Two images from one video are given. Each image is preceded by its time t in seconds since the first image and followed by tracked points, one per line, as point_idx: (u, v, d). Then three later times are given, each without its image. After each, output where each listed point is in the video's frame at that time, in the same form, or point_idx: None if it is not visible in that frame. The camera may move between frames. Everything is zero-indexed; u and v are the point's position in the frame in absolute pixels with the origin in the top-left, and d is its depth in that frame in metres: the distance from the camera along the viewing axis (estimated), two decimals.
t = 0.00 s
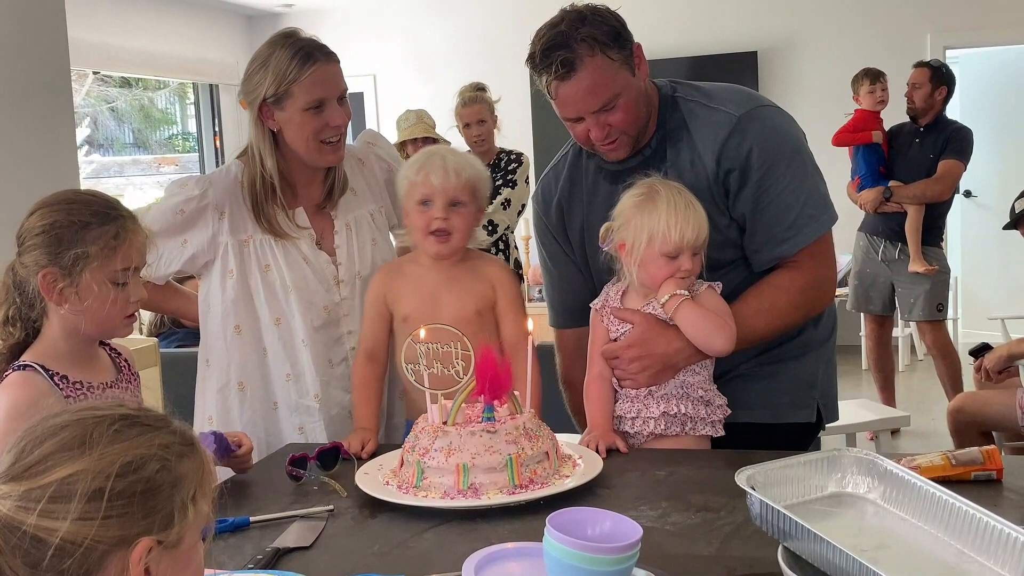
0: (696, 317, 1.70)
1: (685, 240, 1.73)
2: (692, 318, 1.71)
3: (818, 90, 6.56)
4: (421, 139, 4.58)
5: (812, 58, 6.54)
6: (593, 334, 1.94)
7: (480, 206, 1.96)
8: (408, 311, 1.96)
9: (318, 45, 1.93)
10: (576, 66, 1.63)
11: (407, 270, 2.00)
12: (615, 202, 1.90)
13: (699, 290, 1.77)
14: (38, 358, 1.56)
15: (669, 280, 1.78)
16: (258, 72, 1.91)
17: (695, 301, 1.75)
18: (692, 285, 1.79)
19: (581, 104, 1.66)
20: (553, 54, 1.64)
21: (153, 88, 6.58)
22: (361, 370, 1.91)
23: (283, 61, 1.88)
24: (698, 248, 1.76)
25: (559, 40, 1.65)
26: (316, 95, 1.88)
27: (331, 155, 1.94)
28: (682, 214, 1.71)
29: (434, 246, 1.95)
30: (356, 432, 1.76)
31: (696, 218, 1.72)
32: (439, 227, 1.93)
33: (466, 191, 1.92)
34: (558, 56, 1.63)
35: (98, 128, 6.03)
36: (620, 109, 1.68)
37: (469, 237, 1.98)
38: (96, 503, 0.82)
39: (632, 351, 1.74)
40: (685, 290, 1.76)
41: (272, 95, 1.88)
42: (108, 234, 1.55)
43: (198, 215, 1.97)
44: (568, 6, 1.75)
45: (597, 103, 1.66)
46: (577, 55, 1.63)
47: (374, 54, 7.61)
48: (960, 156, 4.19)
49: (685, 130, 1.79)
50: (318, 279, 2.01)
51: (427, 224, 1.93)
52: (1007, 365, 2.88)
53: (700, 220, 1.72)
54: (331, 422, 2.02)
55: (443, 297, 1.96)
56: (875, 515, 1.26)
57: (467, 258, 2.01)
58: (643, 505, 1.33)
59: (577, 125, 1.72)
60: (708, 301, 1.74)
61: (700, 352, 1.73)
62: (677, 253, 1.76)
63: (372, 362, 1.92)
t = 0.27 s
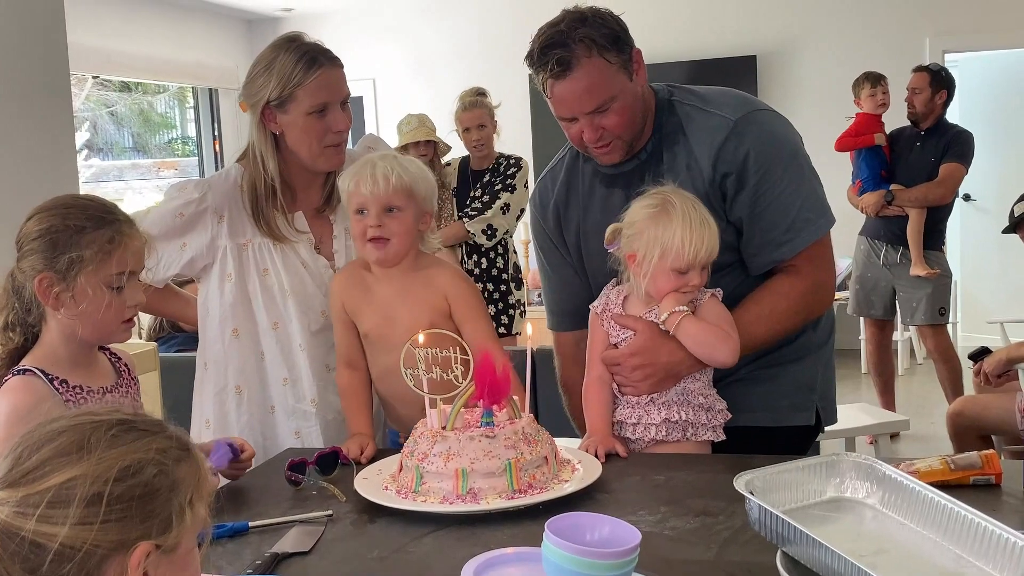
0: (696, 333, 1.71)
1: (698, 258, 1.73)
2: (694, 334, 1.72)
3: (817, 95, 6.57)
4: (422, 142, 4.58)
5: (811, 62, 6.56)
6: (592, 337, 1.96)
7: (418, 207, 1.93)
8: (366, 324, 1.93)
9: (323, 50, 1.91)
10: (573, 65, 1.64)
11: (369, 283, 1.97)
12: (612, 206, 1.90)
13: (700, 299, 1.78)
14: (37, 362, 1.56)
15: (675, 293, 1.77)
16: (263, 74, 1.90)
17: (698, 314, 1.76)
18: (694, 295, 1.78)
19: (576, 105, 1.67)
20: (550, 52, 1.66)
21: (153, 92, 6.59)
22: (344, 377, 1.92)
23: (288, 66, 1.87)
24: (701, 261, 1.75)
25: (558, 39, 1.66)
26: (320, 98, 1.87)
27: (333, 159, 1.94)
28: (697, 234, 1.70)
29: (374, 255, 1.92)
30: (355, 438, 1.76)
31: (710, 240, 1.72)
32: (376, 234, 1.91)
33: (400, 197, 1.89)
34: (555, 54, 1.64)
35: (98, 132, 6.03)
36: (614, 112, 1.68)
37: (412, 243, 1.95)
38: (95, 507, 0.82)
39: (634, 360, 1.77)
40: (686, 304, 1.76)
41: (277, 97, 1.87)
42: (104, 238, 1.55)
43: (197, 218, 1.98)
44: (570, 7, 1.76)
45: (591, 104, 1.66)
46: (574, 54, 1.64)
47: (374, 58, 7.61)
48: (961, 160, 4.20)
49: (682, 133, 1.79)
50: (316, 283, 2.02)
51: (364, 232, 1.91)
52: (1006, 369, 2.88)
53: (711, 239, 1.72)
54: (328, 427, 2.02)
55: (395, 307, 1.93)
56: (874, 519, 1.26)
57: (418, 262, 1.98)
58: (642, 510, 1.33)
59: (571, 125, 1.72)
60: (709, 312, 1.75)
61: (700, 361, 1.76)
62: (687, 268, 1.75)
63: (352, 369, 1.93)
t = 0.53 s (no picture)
0: (702, 343, 1.70)
1: (707, 271, 1.74)
2: (698, 344, 1.71)
3: (817, 98, 6.58)
4: (429, 146, 4.59)
5: (811, 66, 6.56)
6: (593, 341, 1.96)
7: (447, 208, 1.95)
8: (395, 324, 1.95)
9: (318, 58, 1.93)
10: (572, 66, 1.65)
11: (397, 283, 1.99)
12: (611, 210, 1.90)
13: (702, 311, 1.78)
14: (37, 367, 1.56)
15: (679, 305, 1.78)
16: (256, 81, 1.93)
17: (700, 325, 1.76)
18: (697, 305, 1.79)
19: (574, 106, 1.68)
20: (551, 51, 1.67)
21: (154, 96, 6.60)
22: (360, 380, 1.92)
23: (279, 72, 1.89)
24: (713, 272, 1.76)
25: (561, 39, 1.67)
26: (306, 106, 1.88)
27: (321, 168, 1.94)
28: (707, 251, 1.71)
29: (402, 253, 1.94)
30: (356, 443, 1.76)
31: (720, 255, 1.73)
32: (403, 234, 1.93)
33: (429, 197, 1.91)
34: (556, 54, 1.66)
35: (99, 136, 6.04)
36: (612, 116, 1.69)
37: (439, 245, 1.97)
38: (103, 516, 0.84)
39: (637, 368, 1.74)
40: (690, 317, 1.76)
41: (267, 103, 1.90)
42: (101, 242, 1.55)
43: (198, 222, 1.98)
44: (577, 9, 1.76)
45: (588, 106, 1.67)
46: (574, 55, 1.65)
47: (374, 62, 7.63)
48: (964, 163, 4.21)
49: (682, 138, 1.80)
50: (316, 287, 2.02)
51: (393, 232, 1.94)
52: (1006, 373, 2.88)
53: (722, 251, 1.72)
54: (328, 431, 2.02)
55: (424, 307, 1.95)
56: (872, 525, 1.26)
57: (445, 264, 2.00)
58: (641, 515, 1.33)
59: (569, 126, 1.73)
60: (711, 325, 1.75)
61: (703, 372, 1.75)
62: (692, 281, 1.76)
63: (370, 371, 1.93)
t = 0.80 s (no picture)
0: (704, 349, 1.69)
1: (707, 270, 1.71)
2: (702, 349, 1.69)
3: (818, 102, 6.59)
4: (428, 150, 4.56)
5: (812, 70, 6.57)
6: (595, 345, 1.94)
7: (514, 210, 1.96)
8: (446, 318, 1.98)
9: (304, 69, 1.94)
10: (558, 59, 1.70)
11: (442, 279, 2.02)
12: (615, 211, 1.90)
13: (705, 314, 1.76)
14: (37, 372, 1.56)
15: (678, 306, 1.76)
16: (251, 109, 1.93)
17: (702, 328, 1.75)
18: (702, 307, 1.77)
19: (557, 97, 1.72)
20: (543, 43, 1.73)
21: (156, 100, 6.61)
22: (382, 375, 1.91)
23: (272, 92, 1.91)
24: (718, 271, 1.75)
25: (561, 31, 1.72)
26: (311, 117, 1.90)
27: (337, 174, 1.96)
28: (702, 251, 1.69)
29: (465, 248, 1.96)
30: (359, 445, 1.76)
31: (720, 252, 1.71)
32: (470, 229, 1.94)
33: (498, 195, 1.93)
34: (545, 45, 1.71)
35: (101, 140, 6.05)
36: (592, 114, 1.71)
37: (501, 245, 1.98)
38: (105, 528, 0.84)
39: (642, 373, 1.72)
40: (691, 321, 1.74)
41: (268, 127, 1.90)
42: (99, 246, 1.56)
43: (200, 221, 1.98)
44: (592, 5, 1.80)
45: (571, 100, 1.70)
46: (562, 49, 1.70)
47: (376, 66, 7.64)
48: (966, 166, 4.20)
49: (687, 140, 1.81)
50: (315, 289, 2.01)
51: (459, 227, 1.95)
52: (1008, 377, 2.87)
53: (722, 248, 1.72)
54: (326, 433, 2.02)
55: (476, 307, 1.97)
56: (874, 531, 1.26)
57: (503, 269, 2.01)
58: (643, 521, 1.33)
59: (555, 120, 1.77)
60: (714, 329, 1.73)
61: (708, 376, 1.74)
62: (690, 280, 1.73)
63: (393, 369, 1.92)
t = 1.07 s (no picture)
0: (728, 326, 1.68)
1: (692, 239, 1.74)
2: (724, 329, 1.68)
3: (820, 106, 6.59)
4: (428, 154, 4.60)
5: (815, 73, 6.57)
6: (600, 340, 1.94)
7: (498, 220, 1.97)
8: (424, 328, 1.97)
9: (307, 77, 1.95)
10: (562, 52, 1.74)
11: (422, 288, 2.02)
12: (619, 210, 1.90)
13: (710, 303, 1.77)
14: (43, 379, 1.56)
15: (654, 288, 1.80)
16: (252, 117, 1.93)
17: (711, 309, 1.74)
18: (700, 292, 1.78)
19: (556, 91, 1.75)
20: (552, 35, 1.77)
21: (160, 104, 6.63)
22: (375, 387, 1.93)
23: (277, 101, 1.91)
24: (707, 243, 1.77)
25: (568, 25, 1.76)
26: (316, 126, 1.90)
27: (337, 186, 1.97)
28: (679, 215, 1.72)
29: (447, 255, 1.96)
30: (362, 451, 1.76)
31: (703, 221, 1.74)
32: (454, 235, 1.95)
33: (483, 204, 1.94)
34: (553, 38, 1.76)
35: (105, 144, 6.06)
36: (588, 110, 1.73)
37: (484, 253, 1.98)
38: (113, 538, 0.85)
39: (648, 357, 1.74)
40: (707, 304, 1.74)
41: (272, 136, 1.90)
42: (103, 246, 1.57)
43: (201, 229, 1.99)
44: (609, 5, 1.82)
45: (567, 93, 1.74)
46: (567, 43, 1.74)
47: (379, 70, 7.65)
48: (971, 171, 4.19)
49: (693, 140, 1.80)
50: (317, 296, 2.02)
51: (442, 233, 1.95)
52: (1012, 381, 2.87)
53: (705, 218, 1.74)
54: (328, 439, 2.02)
55: (454, 314, 1.96)
56: (878, 536, 1.26)
57: (484, 276, 2.01)
58: (647, 525, 1.33)
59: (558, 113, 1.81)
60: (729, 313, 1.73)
61: (721, 360, 1.72)
62: (666, 259, 1.77)
63: (385, 381, 1.94)
